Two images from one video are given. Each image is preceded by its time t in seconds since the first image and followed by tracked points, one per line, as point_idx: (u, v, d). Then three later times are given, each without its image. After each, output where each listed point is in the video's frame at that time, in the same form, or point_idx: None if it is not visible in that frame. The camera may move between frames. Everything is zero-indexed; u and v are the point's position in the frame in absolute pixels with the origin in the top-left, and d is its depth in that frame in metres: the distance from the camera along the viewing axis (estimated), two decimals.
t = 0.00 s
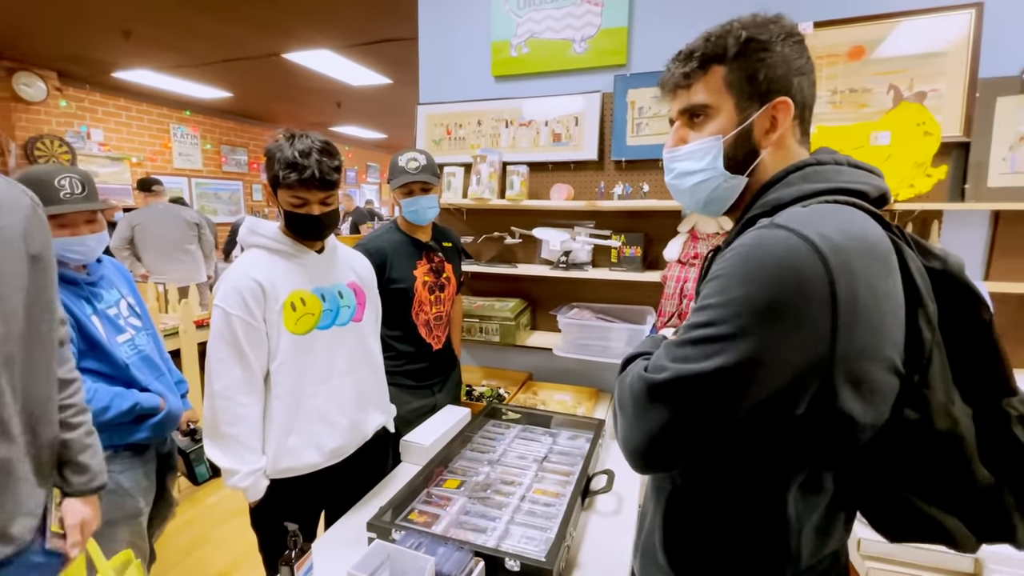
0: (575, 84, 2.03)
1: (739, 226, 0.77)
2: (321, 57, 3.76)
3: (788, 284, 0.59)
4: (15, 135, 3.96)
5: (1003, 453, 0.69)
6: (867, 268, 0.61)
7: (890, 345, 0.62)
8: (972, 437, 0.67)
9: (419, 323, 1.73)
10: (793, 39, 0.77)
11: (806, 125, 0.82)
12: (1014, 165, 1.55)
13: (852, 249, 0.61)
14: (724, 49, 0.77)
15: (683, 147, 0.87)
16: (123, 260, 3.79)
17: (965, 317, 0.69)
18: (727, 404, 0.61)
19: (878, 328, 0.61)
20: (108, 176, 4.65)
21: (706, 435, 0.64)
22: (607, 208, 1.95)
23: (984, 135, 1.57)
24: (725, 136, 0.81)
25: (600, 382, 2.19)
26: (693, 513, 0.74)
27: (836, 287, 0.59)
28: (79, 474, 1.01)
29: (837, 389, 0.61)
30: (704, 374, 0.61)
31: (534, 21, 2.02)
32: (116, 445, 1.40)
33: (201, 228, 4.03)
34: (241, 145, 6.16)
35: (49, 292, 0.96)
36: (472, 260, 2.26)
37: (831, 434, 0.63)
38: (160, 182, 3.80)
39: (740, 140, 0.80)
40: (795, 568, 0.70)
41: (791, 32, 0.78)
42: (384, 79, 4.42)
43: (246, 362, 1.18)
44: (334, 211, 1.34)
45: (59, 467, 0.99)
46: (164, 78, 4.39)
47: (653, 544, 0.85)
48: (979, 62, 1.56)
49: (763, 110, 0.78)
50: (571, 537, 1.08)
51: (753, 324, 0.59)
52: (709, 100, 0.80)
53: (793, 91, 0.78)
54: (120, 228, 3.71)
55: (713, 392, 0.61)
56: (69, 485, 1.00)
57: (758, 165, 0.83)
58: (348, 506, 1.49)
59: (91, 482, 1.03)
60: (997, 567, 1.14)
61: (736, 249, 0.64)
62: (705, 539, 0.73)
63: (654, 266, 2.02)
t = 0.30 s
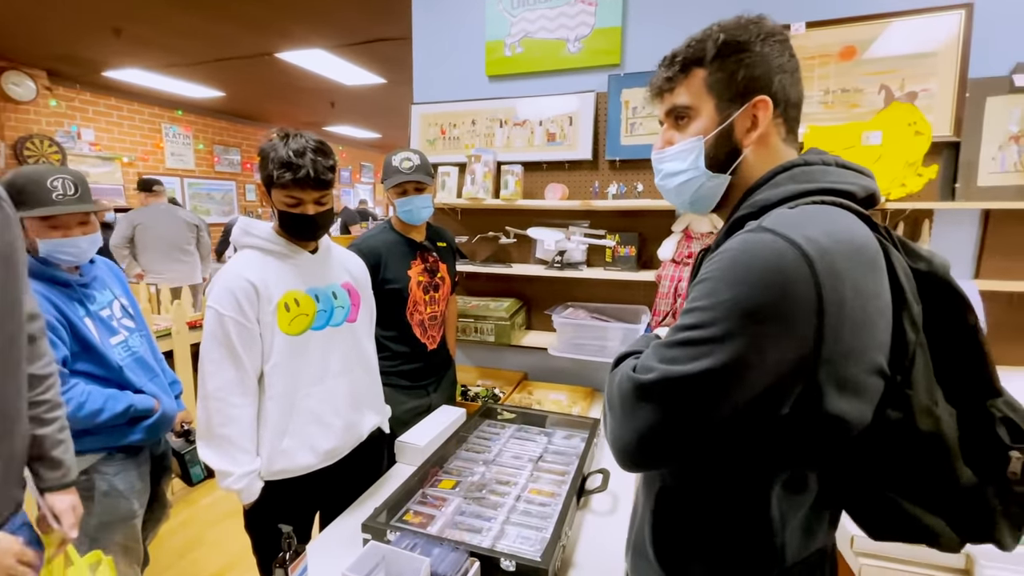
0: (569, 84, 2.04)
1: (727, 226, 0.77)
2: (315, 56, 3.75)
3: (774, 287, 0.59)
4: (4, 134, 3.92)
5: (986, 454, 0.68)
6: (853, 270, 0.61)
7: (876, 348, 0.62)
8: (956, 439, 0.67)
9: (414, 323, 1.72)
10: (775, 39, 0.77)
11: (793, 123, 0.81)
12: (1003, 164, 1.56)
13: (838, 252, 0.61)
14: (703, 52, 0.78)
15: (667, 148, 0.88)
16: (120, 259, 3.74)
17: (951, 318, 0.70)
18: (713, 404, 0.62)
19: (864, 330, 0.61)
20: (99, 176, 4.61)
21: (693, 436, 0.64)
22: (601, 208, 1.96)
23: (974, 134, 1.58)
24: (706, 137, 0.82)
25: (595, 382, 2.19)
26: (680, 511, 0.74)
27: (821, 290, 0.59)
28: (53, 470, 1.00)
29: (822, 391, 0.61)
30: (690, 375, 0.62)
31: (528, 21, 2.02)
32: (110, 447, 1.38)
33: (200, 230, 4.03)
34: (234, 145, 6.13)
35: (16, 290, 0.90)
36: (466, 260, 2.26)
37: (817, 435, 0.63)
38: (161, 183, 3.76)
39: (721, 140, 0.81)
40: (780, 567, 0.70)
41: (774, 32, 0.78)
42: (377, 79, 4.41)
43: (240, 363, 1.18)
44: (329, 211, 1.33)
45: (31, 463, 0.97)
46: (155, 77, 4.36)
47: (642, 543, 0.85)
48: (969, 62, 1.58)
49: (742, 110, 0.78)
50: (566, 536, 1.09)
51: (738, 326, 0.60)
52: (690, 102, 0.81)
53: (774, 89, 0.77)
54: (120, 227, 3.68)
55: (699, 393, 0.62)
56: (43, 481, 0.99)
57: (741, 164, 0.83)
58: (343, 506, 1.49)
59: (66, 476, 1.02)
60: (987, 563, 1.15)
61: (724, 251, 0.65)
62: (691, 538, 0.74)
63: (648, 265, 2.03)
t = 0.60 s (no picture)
0: (565, 84, 2.04)
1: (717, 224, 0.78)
2: (311, 57, 3.74)
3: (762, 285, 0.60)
4: None
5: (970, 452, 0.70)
6: (840, 270, 0.62)
7: (861, 345, 0.63)
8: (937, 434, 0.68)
9: (411, 323, 1.72)
10: (768, 38, 0.77)
11: (783, 122, 0.79)
12: (995, 164, 1.58)
13: (825, 251, 0.62)
14: (697, 53, 0.82)
15: (662, 143, 0.94)
16: (130, 255, 3.82)
17: (935, 316, 0.71)
18: (701, 400, 0.62)
19: (850, 328, 0.62)
20: (94, 177, 4.59)
21: (682, 431, 0.65)
22: (598, 207, 1.96)
23: (966, 134, 1.60)
24: (689, 133, 0.85)
25: (592, 381, 2.19)
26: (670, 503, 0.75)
27: (808, 289, 0.60)
28: None
29: (809, 388, 0.62)
30: (680, 371, 0.62)
31: (524, 21, 2.02)
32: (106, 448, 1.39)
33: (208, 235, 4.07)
34: (230, 145, 6.11)
35: None
36: (463, 260, 2.26)
37: (803, 431, 0.64)
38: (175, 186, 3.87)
39: (701, 136, 0.83)
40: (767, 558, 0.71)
41: (767, 32, 0.77)
42: (373, 79, 4.40)
43: (238, 364, 1.18)
44: (327, 211, 1.34)
45: None
46: (150, 77, 4.34)
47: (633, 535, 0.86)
48: (961, 63, 1.59)
49: (721, 106, 0.79)
50: (564, 534, 1.09)
51: (727, 324, 0.60)
52: (678, 99, 0.86)
53: (757, 86, 0.77)
54: (136, 223, 3.76)
55: (688, 389, 0.62)
56: None
57: (724, 158, 0.83)
58: (341, 507, 1.49)
59: (16, 486, 0.95)
60: (980, 559, 1.16)
61: (715, 249, 0.65)
62: (681, 531, 0.75)
63: (645, 265, 2.04)
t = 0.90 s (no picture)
0: (562, 84, 2.05)
1: (714, 221, 0.78)
2: (308, 57, 3.74)
3: (756, 279, 0.60)
4: None
5: (955, 446, 0.70)
6: (832, 266, 0.63)
7: (853, 340, 0.64)
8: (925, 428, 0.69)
9: (409, 323, 1.73)
10: (759, 42, 0.78)
11: (774, 121, 0.79)
12: (988, 163, 1.59)
13: (818, 247, 0.62)
14: (692, 57, 0.84)
15: (661, 144, 0.95)
16: (138, 253, 3.79)
17: (924, 314, 0.72)
18: (695, 392, 0.63)
19: (842, 323, 0.63)
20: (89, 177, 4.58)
21: (676, 422, 0.66)
22: (595, 207, 1.97)
23: (960, 134, 1.61)
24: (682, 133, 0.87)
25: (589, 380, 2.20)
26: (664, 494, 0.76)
27: (801, 284, 0.61)
28: None
29: (802, 382, 0.62)
30: (676, 363, 0.63)
31: (522, 21, 2.03)
32: (84, 455, 1.38)
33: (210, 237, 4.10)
34: (226, 145, 6.10)
35: None
36: (461, 260, 2.27)
37: (796, 423, 0.64)
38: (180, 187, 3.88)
39: (692, 135, 0.85)
40: (756, 549, 0.72)
41: (758, 36, 0.78)
42: (370, 79, 4.39)
43: (236, 364, 1.18)
44: (324, 211, 1.34)
45: None
46: (145, 77, 4.33)
47: (628, 526, 0.87)
48: (955, 63, 1.60)
49: (709, 105, 0.80)
50: (562, 532, 1.10)
51: (722, 316, 0.61)
52: (674, 102, 0.88)
53: (745, 87, 0.77)
54: (147, 222, 3.75)
55: (683, 379, 0.63)
56: None
57: (715, 155, 0.84)
58: (339, 506, 1.49)
59: None
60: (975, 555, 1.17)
61: (711, 244, 0.66)
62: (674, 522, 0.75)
63: (642, 264, 2.05)
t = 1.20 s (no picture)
0: (558, 85, 2.06)
1: (709, 221, 0.79)
2: (303, 57, 3.73)
3: (749, 275, 0.62)
4: None
5: (940, 438, 0.72)
6: (823, 263, 0.64)
7: (842, 335, 0.65)
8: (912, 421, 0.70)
9: (406, 323, 1.73)
10: (758, 49, 0.80)
11: (775, 124, 0.82)
12: (979, 164, 1.62)
13: (809, 245, 0.64)
14: (693, 58, 0.83)
15: (660, 142, 0.92)
16: (134, 254, 3.77)
17: (911, 311, 0.73)
18: (691, 385, 0.64)
19: (832, 319, 0.64)
20: (83, 178, 4.56)
21: (672, 415, 0.67)
22: (591, 207, 1.98)
23: (951, 135, 1.63)
24: (691, 130, 0.85)
25: (586, 380, 2.21)
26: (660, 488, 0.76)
27: (793, 280, 0.62)
28: None
29: (794, 375, 0.63)
30: (672, 357, 0.64)
31: (518, 23, 2.04)
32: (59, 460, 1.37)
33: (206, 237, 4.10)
34: (222, 146, 6.08)
35: None
36: (458, 260, 2.27)
37: (787, 416, 0.66)
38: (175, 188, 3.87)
39: (704, 133, 0.83)
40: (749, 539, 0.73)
41: (757, 44, 0.81)
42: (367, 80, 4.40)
43: (235, 366, 1.18)
44: (326, 205, 1.35)
45: None
46: (140, 78, 4.31)
47: (626, 521, 0.87)
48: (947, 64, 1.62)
49: (722, 105, 0.80)
50: (559, 530, 1.10)
51: (717, 311, 0.62)
52: (679, 100, 0.85)
53: (753, 90, 0.79)
54: (143, 223, 3.73)
55: (678, 373, 0.64)
56: None
57: (723, 156, 0.84)
58: (337, 506, 1.50)
59: None
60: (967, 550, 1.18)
61: (706, 242, 0.67)
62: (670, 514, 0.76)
63: (638, 264, 2.06)
